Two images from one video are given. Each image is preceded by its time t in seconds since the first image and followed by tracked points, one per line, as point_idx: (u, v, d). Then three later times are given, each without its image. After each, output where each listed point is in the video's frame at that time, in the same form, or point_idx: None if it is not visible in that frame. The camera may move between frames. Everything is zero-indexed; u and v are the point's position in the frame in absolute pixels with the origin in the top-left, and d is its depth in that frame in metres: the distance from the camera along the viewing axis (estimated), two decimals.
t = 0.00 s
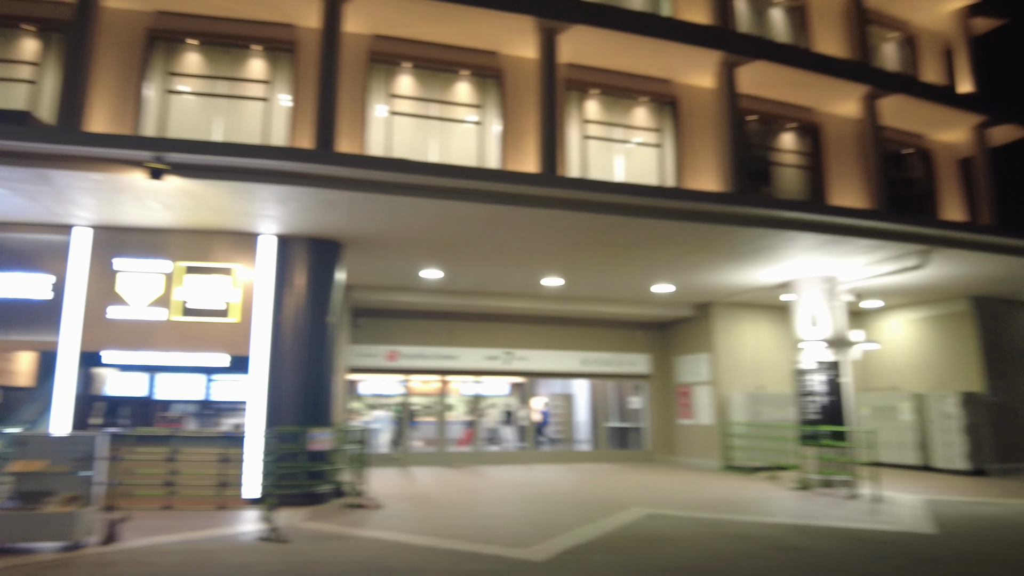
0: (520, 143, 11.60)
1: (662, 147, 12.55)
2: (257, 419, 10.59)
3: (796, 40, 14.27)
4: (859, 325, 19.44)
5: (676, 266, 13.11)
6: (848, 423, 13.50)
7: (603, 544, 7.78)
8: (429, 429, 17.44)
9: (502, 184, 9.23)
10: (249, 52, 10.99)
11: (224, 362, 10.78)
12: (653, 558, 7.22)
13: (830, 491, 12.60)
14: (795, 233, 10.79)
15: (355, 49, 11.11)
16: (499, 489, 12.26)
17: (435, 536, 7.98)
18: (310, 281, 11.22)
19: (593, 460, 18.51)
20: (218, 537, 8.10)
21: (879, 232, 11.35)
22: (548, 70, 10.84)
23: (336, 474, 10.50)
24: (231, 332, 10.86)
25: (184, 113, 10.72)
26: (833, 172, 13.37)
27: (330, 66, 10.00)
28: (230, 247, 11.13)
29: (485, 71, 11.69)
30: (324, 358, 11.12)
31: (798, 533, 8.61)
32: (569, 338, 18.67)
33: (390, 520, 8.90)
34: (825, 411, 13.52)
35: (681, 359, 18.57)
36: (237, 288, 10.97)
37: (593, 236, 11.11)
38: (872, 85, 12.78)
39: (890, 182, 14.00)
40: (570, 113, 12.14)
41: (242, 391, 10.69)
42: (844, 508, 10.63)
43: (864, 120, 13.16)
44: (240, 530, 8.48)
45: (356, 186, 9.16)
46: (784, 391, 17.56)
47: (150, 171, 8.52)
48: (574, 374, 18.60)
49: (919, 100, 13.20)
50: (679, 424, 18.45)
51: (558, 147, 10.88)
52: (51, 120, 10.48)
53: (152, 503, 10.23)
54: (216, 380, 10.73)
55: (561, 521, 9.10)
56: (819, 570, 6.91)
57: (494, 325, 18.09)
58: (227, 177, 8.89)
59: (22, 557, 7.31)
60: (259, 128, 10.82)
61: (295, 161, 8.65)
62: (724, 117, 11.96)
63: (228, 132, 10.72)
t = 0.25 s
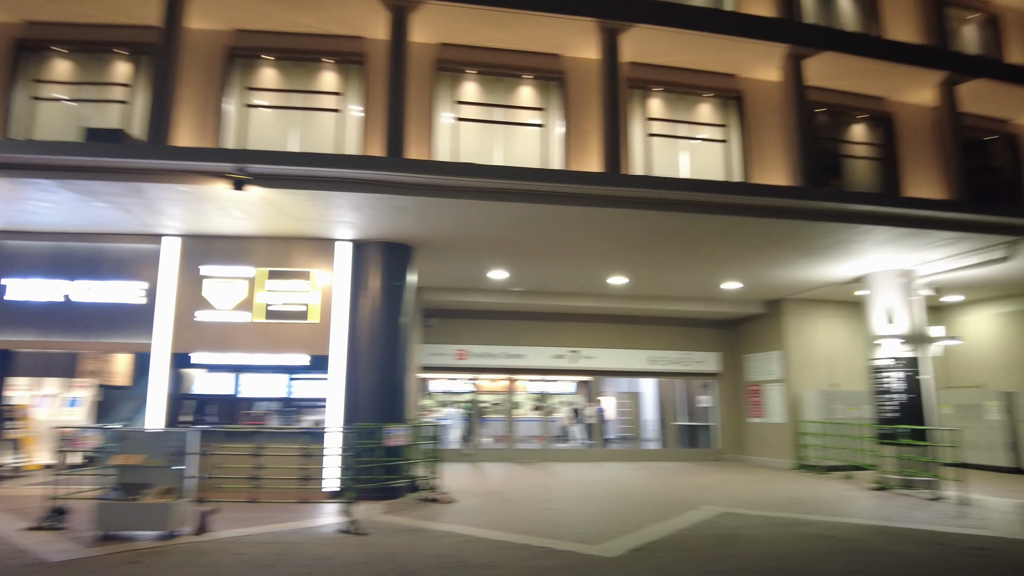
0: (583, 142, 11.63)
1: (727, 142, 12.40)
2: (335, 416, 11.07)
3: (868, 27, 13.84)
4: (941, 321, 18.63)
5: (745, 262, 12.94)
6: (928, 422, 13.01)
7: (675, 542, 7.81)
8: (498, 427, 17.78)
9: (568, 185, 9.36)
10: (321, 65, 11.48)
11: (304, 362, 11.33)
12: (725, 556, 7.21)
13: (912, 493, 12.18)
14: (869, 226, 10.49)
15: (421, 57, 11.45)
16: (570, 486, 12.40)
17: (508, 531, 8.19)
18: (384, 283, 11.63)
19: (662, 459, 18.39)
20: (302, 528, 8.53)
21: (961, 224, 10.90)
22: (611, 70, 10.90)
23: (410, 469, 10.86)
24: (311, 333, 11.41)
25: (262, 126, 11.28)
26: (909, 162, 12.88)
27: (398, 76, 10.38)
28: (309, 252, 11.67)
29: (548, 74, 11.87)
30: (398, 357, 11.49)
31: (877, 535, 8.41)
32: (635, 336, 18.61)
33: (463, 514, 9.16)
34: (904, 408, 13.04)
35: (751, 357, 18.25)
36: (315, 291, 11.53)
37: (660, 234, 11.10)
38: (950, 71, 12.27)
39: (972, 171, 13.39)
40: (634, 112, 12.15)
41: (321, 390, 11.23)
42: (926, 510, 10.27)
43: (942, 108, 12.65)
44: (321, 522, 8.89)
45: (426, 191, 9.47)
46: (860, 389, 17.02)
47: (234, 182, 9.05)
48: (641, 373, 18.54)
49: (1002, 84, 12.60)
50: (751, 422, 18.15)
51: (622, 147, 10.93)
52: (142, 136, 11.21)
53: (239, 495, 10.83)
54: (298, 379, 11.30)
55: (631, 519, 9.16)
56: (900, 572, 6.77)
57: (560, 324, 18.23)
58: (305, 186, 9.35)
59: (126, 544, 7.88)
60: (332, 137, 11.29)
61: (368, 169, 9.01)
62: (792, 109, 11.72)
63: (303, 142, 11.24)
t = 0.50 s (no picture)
0: (644, 138, 11.48)
1: (795, 133, 12.01)
2: (402, 416, 11.30)
3: (944, 7, 13.21)
4: None
5: (816, 257, 12.51)
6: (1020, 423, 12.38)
7: (746, 545, 7.62)
8: (562, 426, 17.70)
9: (629, 182, 9.26)
10: (383, 73, 11.74)
11: (371, 363, 11.67)
12: (799, 560, 6.99)
13: (1002, 497, 11.51)
14: (951, 216, 9.97)
15: (480, 58, 11.55)
16: (636, 487, 12.27)
17: (574, 531, 8.16)
18: (447, 285, 11.77)
19: (731, 460, 17.92)
20: (372, 526, 8.75)
21: None
22: (672, 64, 10.75)
23: (475, 468, 10.97)
24: (378, 335, 11.68)
25: (327, 133, 11.62)
26: (994, 148, 12.13)
27: (458, 80, 10.51)
28: (375, 256, 11.96)
29: (607, 71, 11.81)
30: (462, 358, 11.60)
31: (964, 541, 7.98)
32: (702, 335, 18.27)
33: (529, 514, 9.19)
34: (992, 409, 12.43)
35: (824, 355, 17.63)
36: (382, 293, 11.80)
37: (726, 230, 10.86)
38: None
39: None
40: (696, 106, 11.93)
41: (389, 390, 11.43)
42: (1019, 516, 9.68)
43: None
44: (390, 520, 9.10)
45: (487, 193, 9.56)
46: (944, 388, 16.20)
47: (303, 190, 9.35)
48: (709, 372, 18.18)
49: None
50: (825, 422, 17.54)
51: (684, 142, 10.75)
52: (215, 147, 11.71)
53: (314, 493, 11.22)
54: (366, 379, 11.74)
55: (700, 521, 8.99)
56: None
57: (623, 322, 18.10)
58: (369, 191, 9.58)
59: (208, 538, 8.25)
60: (395, 143, 11.53)
61: (430, 173, 9.17)
62: (863, 96, 11.24)
63: (367, 148, 11.52)
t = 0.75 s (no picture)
0: (697, 134, 11.37)
1: (856, 123, 11.61)
2: (458, 417, 11.40)
3: None
4: None
5: (881, 252, 12.06)
6: None
7: (811, 549, 7.39)
8: (617, 428, 17.50)
9: (683, 179, 9.11)
10: (434, 77, 11.86)
11: (425, 364, 11.89)
12: (870, 566, 6.74)
13: None
14: None
15: (529, 60, 11.59)
16: (694, 489, 12.06)
17: (633, 534, 8.07)
18: (500, 286, 11.77)
19: (793, 462, 17.44)
20: (430, 526, 8.84)
21: None
22: (725, 57, 10.53)
23: (531, 469, 11.00)
24: (433, 337, 11.82)
25: (380, 139, 11.82)
26: None
27: (507, 81, 10.55)
28: (429, 259, 12.10)
29: (658, 67, 11.65)
30: (516, 360, 11.57)
31: None
32: (760, 333, 17.85)
33: (586, 516, 9.13)
34: None
35: (891, 353, 16.98)
36: (435, 296, 11.93)
37: (784, 225, 10.57)
38: None
39: None
40: (751, 99, 11.65)
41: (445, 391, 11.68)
42: None
43: None
44: (447, 520, 9.18)
45: (539, 194, 9.55)
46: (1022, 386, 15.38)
47: (358, 196, 9.53)
48: (769, 372, 17.75)
49: None
50: (893, 423, 16.91)
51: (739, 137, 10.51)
52: (272, 155, 12.04)
53: (372, 493, 11.42)
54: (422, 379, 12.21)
55: (762, 524, 8.77)
56: None
57: (678, 322, 17.86)
58: (422, 196, 9.70)
59: (271, 536, 8.47)
60: (446, 146, 11.65)
61: (482, 176, 9.22)
62: (929, 83, 10.78)
63: (419, 153, 11.67)
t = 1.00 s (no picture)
0: (743, 130, 11.18)
1: (909, 115, 11.25)
2: (504, 419, 11.43)
3: None
4: None
5: (938, 247, 11.65)
6: None
7: (869, 554, 7.18)
8: (663, 429, 17.27)
9: (729, 176, 8.96)
10: (475, 81, 11.93)
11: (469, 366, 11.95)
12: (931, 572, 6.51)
13: None
14: None
15: (570, 60, 11.57)
16: (744, 492, 11.85)
17: (682, 536, 7.96)
18: (543, 287, 11.75)
19: (846, 464, 16.98)
20: (477, 526, 8.89)
21: None
22: (770, 51, 10.34)
23: (577, 471, 10.96)
24: (477, 338, 11.88)
25: (423, 144, 11.95)
26: None
27: (548, 83, 10.55)
28: (473, 261, 12.18)
29: (701, 63, 11.49)
30: (561, 361, 11.52)
31: None
32: (810, 333, 17.43)
33: (633, 518, 9.05)
34: None
35: (949, 352, 16.41)
36: (478, 298, 11.99)
37: (835, 221, 10.30)
38: None
39: None
40: (798, 92, 11.38)
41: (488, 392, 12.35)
42: None
43: None
44: (494, 521, 9.22)
45: (582, 194, 9.51)
46: None
47: (403, 200, 9.66)
48: (821, 372, 17.31)
49: None
50: (952, 425, 16.34)
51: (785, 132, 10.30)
52: (319, 162, 12.29)
53: (420, 494, 11.53)
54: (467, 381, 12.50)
55: (816, 528, 8.55)
56: None
57: (725, 321, 17.58)
58: (465, 199, 9.77)
59: (322, 536, 8.64)
60: (488, 149, 11.71)
61: (525, 178, 9.25)
62: (987, 70, 10.37)
63: (461, 156, 11.75)
